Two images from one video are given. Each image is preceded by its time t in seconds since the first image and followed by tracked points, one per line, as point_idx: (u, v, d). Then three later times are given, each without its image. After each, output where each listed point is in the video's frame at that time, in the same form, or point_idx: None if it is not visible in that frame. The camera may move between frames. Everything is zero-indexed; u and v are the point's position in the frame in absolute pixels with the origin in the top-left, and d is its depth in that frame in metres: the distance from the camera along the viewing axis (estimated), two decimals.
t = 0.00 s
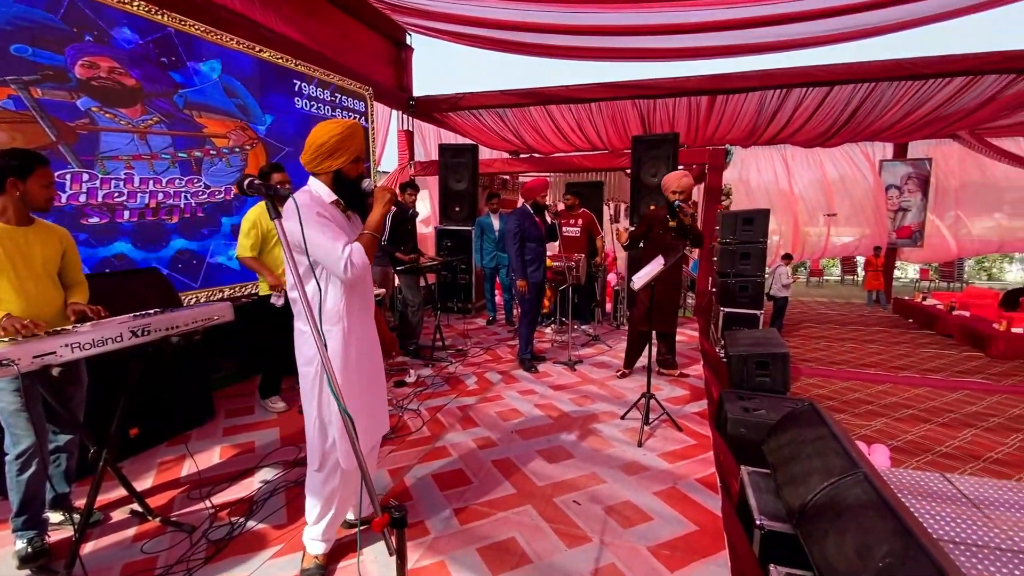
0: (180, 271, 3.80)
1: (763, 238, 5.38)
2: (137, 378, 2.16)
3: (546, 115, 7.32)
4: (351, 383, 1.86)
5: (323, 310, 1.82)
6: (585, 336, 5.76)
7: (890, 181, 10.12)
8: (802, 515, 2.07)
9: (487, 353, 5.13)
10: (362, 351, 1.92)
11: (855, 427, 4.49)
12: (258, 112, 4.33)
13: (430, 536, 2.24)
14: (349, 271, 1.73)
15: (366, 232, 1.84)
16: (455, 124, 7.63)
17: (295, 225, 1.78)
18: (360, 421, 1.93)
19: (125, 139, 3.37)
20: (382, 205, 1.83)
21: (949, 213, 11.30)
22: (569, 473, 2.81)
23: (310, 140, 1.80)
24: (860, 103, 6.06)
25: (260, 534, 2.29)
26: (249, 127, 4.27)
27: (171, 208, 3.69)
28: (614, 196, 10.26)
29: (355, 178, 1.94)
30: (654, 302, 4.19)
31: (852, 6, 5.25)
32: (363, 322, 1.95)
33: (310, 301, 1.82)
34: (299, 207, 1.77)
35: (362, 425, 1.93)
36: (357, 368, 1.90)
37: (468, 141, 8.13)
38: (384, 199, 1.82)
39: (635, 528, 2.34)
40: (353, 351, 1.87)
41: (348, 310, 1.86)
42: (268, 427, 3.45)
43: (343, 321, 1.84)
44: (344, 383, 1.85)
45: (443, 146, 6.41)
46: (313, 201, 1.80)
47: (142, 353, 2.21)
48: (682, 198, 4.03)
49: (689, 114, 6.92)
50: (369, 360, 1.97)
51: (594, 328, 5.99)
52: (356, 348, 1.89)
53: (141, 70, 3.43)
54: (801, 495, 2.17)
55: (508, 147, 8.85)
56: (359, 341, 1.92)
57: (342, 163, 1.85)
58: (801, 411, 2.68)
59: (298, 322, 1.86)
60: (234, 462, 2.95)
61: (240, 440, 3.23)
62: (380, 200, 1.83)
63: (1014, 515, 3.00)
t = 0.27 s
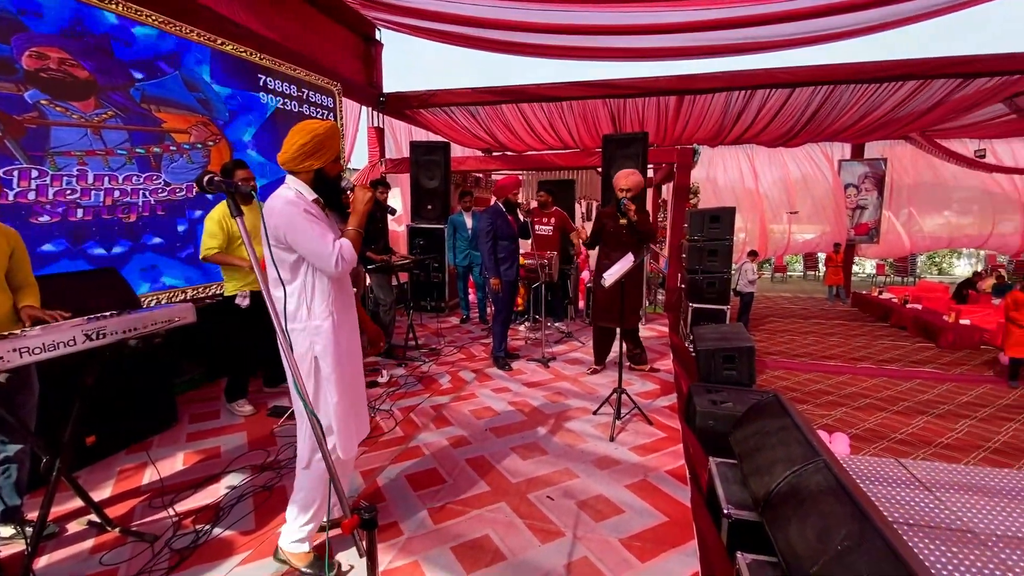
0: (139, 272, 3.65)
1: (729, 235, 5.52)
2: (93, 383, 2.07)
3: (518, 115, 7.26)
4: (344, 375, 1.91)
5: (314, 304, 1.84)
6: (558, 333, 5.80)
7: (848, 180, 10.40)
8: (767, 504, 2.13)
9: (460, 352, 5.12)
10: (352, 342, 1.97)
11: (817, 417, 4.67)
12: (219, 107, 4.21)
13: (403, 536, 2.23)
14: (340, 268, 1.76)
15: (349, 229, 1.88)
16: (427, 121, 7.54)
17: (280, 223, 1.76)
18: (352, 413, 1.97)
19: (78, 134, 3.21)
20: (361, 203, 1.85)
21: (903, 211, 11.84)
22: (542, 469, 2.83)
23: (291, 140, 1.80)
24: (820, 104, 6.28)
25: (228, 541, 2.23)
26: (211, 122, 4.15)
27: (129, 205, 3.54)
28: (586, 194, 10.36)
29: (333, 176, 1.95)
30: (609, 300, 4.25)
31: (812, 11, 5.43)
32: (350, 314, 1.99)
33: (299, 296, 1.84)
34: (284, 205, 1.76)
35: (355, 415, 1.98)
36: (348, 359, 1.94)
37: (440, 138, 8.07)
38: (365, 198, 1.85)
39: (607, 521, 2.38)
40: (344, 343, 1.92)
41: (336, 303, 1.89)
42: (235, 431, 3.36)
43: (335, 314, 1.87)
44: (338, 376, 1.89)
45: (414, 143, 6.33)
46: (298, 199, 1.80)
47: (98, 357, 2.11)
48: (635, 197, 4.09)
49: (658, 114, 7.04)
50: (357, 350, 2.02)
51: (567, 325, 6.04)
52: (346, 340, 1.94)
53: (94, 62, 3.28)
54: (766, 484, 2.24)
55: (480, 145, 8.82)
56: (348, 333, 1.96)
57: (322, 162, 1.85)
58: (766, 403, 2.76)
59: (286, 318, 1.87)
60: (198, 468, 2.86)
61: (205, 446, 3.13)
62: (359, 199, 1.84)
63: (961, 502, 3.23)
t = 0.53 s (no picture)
0: (94, 272, 3.50)
1: (697, 233, 5.64)
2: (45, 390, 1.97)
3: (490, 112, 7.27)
4: (334, 367, 2.00)
5: (302, 301, 1.91)
6: (532, 330, 5.83)
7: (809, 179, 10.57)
8: (734, 493, 2.20)
9: (434, 351, 5.09)
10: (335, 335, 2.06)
11: (781, 408, 4.83)
12: (180, 102, 4.07)
13: (376, 538, 2.20)
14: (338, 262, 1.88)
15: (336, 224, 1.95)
16: (398, 118, 7.43)
17: (274, 221, 1.78)
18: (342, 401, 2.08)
19: (26, 128, 3.05)
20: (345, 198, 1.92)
21: (861, 209, 12.35)
22: (516, 466, 2.85)
23: (269, 142, 1.83)
24: (783, 105, 6.48)
25: (193, 549, 2.16)
26: (171, 117, 4.00)
27: (82, 203, 3.39)
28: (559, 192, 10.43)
29: (308, 172, 2.01)
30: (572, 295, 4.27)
31: (774, 14, 5.59)
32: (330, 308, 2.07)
33: (288, 294, 1.89)
34: (278, 203, 1.78)
35: (343, 405, 2.08)
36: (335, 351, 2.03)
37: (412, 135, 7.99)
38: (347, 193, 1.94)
39: (580, 516, 2.41)
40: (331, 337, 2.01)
41: (320, 300, 1.97)
42: (200, 436, 3.26)
43: (323, 308, 1.97)
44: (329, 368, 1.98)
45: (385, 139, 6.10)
46: (289, 196, 1.83)
47: (50, 363, 2.02)
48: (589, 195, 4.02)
49: (628, 113, 7.13)
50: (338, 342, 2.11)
51: (541, 323, 6.08)
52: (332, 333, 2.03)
53: (43, 53, 3.10)
54: (732, 474, 2.31)
55: (453, 143, 8.77)
56: (331, 326, 2.05)
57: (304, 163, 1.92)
58: (732, 396, 2.85)
59: (272, 318, 1.91)
60: (161, 475, 2.76)
61: (168, 452, 3.03)
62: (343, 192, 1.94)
63: (910, 484, 3.44)
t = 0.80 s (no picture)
0: (46, 273, 3.33)
1: (667, 229, 5.74)
2: None
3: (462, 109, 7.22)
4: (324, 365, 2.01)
5: (296, 299, 1.90)
6: (506, 328, 5.84)
7: (774, 178, 10.71)
8: (704, 484, 2.26)
9: (407, 350, 5.04)
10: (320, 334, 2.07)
11: (749, 400, 4.97)
12: (138, 94, 3.89)
13: (347, 542, 2.17)
14: (337, 259, 1.96)
15: (320, 223, 2.10)
16: (369, 114, 7.30)
17: (276, 219, 1.76)
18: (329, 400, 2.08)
19: None
20: (329, 198, 2.07)
21: (824, 206, 12.79)
22: (490, 463, 2.85)
23: (259, 142, 1.79)
24: (749, 105, 6.64)
25: (155, 559, 2.09)
26: (127, 110, 3.83)
27: (32, 200, 3.22)
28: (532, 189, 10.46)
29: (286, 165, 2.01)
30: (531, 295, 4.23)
31: (739, 16, 5.70)
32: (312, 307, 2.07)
33: (281, 292, 1.86)
34: (279, 200, 1.78)
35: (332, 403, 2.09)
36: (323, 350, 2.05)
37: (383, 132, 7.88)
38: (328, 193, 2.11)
39: (554, 511, 2.42)
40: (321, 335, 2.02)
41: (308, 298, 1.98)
42: (162, 441, 3.15)
43: (314, 307, 1.98)
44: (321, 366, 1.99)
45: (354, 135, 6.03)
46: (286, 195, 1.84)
47: None
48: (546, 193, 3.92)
49: (600, 111, 7.20)
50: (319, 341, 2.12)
51: (515, 320, 6.09)
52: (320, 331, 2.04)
53: None
54: (702, 465, 2.37)
55: (425, 139, 8.68)
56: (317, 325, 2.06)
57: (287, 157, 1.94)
58: (701, 389, 2.91)
59: (263, 317, 1.85)
60: (120, 484, 2.66)
61: (128, 459, 2.91)
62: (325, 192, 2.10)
63: (867, 469, 3.62)
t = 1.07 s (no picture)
0: None
1: (641, 227, 5.82)
2: None
3: (437, 106, 7.13)
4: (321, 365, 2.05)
5: (302, 301, 1.92)
6: (482, 326, 5.84)
7: (744, 176, 10.97)
8: (676, 476, 2.30)
9: (382, 350, 4.99)
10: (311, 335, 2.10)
11: (720, 393, 5.09)
12: (95, 87, 3.71)
13: (320, 545, 2.14)
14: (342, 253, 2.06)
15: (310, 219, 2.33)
16: (341, 110, 7.16)
17: (295, 222, 1.78)
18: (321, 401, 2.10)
19: None
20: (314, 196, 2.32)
21: (791, 204, 13.17)
22: (465, 462, 2.85)
23: (262, 141, 1.78)
24: (719, 105, 6.77)
25: (116, 569, 2.01)
26: (83, 103, 3.66)
27: None
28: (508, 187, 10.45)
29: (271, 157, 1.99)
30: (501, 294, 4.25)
31: (709, 17, 5.81)
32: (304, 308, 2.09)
33: (288, 293, 1.87)
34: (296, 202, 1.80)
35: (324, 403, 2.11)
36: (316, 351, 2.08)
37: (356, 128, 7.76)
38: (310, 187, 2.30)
39: (529, 507, 2.44)
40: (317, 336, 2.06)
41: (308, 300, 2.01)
42: (125, 447, 3.04)
43: (312, 309, 2.00)
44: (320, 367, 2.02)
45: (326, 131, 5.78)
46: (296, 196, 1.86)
47: None
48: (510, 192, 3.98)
49: (574, 110, 7.24)
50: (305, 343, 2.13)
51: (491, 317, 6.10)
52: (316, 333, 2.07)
53: None
54: (674, 457, 2.41)
55: (400, 136, 8.58)
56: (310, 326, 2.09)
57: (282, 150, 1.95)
58: (674, 383, 2.97)
59: (271, 317, 1.83)
60: (79, 493, 2.55)
61: (88, 467, 2.80)
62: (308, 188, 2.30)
63: (832, 457, 3.76)
